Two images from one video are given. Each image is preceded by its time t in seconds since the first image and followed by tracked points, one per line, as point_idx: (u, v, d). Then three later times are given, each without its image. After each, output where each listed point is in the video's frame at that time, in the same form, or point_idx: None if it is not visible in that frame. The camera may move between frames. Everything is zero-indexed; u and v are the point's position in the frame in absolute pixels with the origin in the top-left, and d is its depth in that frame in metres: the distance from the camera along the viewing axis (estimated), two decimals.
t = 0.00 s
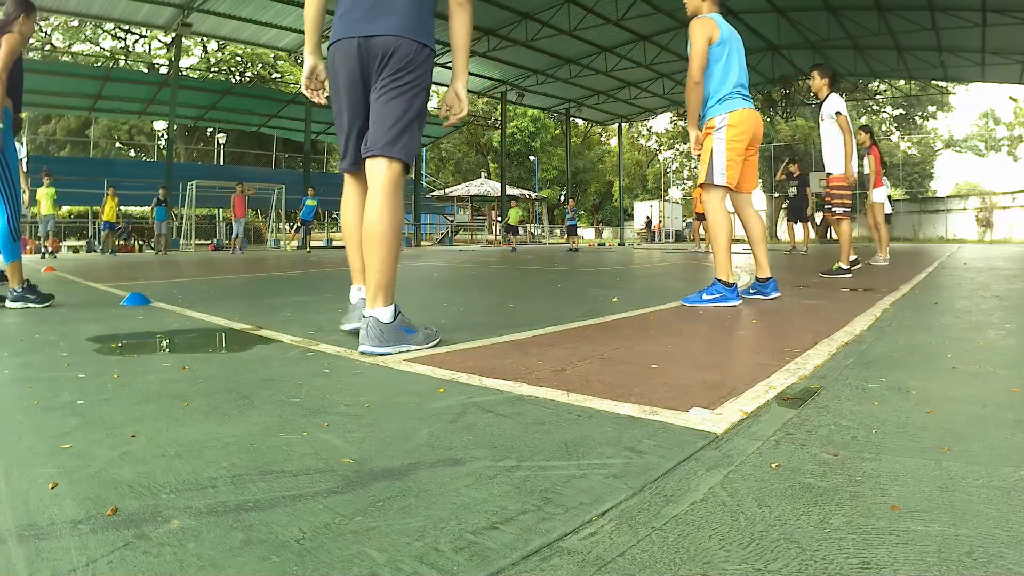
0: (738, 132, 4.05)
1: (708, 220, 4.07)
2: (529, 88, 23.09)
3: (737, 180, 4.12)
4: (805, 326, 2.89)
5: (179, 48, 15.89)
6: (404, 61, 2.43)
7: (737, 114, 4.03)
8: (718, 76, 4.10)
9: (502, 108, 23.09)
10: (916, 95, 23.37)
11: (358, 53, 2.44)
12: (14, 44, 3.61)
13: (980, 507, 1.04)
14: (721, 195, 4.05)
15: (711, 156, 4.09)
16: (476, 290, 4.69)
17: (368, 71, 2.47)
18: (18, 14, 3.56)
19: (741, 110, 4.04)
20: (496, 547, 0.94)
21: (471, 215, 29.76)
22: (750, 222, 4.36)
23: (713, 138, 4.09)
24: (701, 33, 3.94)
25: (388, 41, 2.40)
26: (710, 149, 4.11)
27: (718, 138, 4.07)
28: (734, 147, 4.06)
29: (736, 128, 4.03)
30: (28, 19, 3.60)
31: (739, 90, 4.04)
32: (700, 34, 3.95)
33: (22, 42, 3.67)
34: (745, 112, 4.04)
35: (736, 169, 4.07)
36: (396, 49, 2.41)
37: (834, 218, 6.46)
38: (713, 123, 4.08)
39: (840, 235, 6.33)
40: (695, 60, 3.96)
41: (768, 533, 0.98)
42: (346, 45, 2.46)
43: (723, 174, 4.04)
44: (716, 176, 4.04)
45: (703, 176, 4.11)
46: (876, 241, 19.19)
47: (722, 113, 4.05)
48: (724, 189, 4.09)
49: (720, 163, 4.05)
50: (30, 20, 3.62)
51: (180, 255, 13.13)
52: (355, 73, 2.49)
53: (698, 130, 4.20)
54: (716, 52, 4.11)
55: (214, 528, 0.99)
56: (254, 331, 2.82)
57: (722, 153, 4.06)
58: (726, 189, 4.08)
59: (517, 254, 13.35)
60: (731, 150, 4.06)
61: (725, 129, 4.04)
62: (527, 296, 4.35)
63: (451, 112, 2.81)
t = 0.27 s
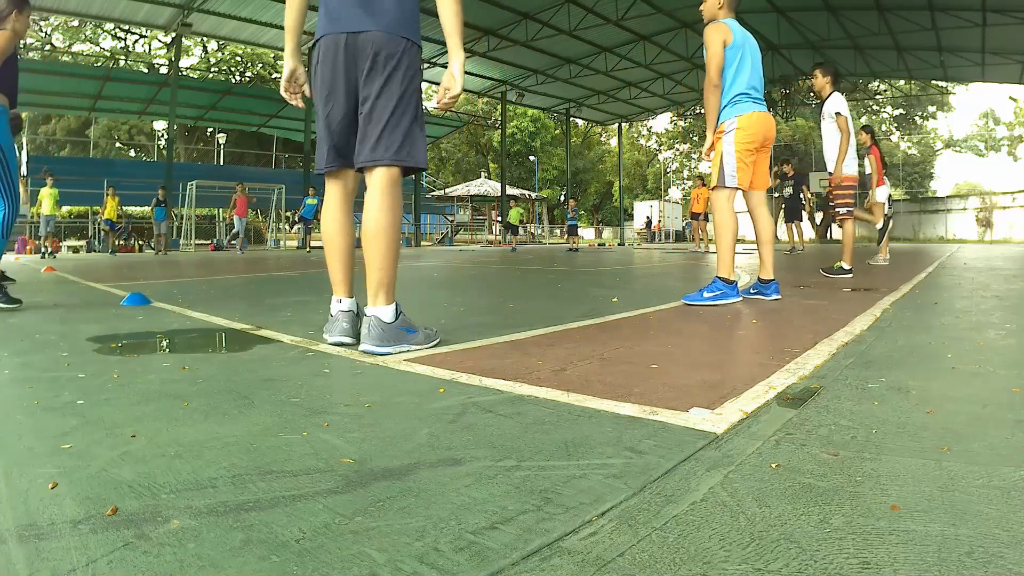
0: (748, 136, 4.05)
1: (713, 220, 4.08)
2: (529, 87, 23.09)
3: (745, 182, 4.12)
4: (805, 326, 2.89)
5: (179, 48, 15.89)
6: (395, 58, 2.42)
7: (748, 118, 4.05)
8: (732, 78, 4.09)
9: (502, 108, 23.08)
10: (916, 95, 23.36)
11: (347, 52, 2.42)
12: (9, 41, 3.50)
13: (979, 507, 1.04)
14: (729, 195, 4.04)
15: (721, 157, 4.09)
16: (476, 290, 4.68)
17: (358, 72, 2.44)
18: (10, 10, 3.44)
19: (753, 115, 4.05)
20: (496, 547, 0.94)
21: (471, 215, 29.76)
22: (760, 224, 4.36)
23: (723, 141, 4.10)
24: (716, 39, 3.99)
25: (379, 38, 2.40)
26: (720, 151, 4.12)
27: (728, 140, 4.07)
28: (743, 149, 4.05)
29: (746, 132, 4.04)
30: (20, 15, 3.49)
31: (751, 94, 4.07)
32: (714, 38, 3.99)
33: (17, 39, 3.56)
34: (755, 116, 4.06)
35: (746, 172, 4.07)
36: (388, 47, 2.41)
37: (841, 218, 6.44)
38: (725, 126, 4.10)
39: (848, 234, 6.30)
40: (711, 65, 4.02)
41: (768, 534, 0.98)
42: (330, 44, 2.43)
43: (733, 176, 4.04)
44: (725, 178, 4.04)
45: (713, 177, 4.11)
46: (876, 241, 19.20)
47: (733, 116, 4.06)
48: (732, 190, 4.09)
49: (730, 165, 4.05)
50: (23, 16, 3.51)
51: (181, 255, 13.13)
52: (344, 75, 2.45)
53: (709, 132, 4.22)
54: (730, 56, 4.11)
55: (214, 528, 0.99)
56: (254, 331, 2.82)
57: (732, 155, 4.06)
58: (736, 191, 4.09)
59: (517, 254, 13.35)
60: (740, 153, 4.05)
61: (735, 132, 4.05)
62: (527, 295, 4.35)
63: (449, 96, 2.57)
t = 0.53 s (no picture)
0: (748, 132, 4.04)
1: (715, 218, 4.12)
2: (529, 88, 23.09)
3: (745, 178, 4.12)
4: (805, 326, 2.89)
5: (179, 48, 15.88)
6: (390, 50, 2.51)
7: (747, 114, 4.03)
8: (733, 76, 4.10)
9: (502, 108, 23.09)
10: (916, 95, 23.32)
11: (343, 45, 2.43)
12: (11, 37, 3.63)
13: (979, 507, 1.04)
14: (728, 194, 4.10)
15: (720, 154, 4.09)
16: (477, 290, 4.69)
17: (357, 67, 2.49)
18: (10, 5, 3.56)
19: (753, 111, 4.05)
20: (496, 547, 0.94)
21: (471, 215, 29.76)
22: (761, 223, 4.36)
23: (723, 136, 4.10)
24: (718, 36, 3.99)
25: (373, 28, 2.45)
26: (719, 147, 4.12)
27: (727, 137, 4.07)
28: (743, 147, 4.04)
29: (746, 128, 4.02)
30: (22, 12, 3.62)
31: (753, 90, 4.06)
32: (716, 35, 3.99)
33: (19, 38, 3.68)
34: (755, 113, 4.05)
35: (746, 168, 4.06)
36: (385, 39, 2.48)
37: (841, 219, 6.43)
38: (724, 122, 4.09)
39: (847, 235, 6.29)
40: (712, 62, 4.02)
41: (768, 533, 0.98)
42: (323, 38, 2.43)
43: (731, 172, 4.04)
44: (723, 175, 4.05)
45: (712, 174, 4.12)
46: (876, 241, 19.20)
47: (733, 112, 4.05)
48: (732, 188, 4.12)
49: (729, 161, 4.04)
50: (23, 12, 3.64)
51: (181, 255, 13.14)
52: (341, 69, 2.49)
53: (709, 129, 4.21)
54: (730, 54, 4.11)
55: (214, 528, 0.99)
56: (254, 331, 2.82)
57: (731, 152, 4.05)
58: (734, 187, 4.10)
59: (517, 254, 13.35)
60: (740, 149, 4.04)
61: (735, 128, 4.04)
62: (527, 296, 4.35)
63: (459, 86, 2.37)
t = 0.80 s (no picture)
0: (744, 131, 4.05)
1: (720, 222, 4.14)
2: (529, 88, 23.10)
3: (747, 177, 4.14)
4: (805, 325, 2.89)
5: (179, 48, 15.89)
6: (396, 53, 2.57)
7: (739, 112, 4.04)
8: (716, 73, 4.11)
9: (502, 108, 23.09)
10: (916, 95, 23.30)
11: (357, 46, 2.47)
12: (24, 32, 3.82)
13: (980, 507, 1.04)
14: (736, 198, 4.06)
15: (719, 158, 4.11)
16: (477, 290, 4.69)
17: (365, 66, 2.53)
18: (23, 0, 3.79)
19: (745, 108, 4.05)
20: (496, 547, 0.94)
21: (471, 215, 29.76)
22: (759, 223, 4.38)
23: (719, 139, 4.10)
24: (692, 31, 4.03)
25: (383, 31, 2.51)
26: (717, 150, 4.14)
27: (722, 139, 4.08)
28: (740, 147, 4.06)
29: (740, 127, 4.04)
30: (29, 6, 3.86)
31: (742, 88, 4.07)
32: (690, 30, 4.03)
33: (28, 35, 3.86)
34: (746, 109, 4.05)
35: (746, 169, 4.09)
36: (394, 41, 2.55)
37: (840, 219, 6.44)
38: (717, 125, 4.10)
39: (846, 234, 6.29)
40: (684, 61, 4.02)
41: (768, 533, 0.98)
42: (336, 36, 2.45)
43: (733, 175, 4.05)
44: (729, 179, 4.05)
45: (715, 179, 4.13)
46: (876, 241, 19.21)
47: (725, 112, 4.05)
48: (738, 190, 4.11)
49: (729, 165, 4.06)
50: (32, 6, 3.88)
51: (181, 255, 13.15)
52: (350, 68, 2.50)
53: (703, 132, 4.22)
54: (707, 52, 4.13)
55: (214, 528, 0.99)
56: (254, 331, 2.82)
57: (729, 154, 4.08)
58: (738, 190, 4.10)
59: (517, 254, 13.35)
60: (737, 149, 4.06)
61: (729, 129, 4.06)
62: (527, 295, 4.35)
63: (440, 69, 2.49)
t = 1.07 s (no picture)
0: (732, 130, 4.06)
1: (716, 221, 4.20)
2: (529, 88, 23.09)
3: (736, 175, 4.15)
4: (805, 326, 2.89)
5: (179, 48, 15.88)
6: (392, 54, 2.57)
7: (727, 110, 4.04)
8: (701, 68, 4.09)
9: (502, 108, 23.09)
10: (916, 95, 23.27)
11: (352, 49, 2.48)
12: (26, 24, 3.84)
13: (979, 506, 1.04)
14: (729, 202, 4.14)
15: (709, 158, 4.10)
16: (477, 290, 4.69)
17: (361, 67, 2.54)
18: None
19: (732, 105, 4.04)
20: (496, 547, 0.94)
21: (471, 215, 29.75)
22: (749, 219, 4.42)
23: (709, 140, 4.12)
24: (684, 16, 4.02)
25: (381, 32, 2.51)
26: (706, 149, 4.15)
27: (711, 139, 4.10)
28: (729, 146, 4.08)
29: (728, 125, 4.04)
30: None
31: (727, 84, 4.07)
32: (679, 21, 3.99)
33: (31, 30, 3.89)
34: (734, 106, 4.05)
35: (735, 167, 4.11)
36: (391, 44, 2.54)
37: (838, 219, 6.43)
38: (705, 124, 4.10)
39: (846, 234, 6.27)
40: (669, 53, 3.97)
41: (768, 534, 0.98)
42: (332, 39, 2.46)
43: (724, 175, 4.07)
44: (719, 179, 4.07)
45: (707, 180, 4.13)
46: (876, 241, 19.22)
47: (713, 112, 4.06)
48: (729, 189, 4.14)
49: (720, 166, 4.06)
50: None
51: (181, 255, 13.14)
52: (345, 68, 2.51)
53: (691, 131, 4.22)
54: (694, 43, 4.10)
55: (213, 528, 0.99)
56: (254, 331, 2.81)
57: (718, 153, 4.08)
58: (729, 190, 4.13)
59: (517, 254, 13.35)
60: (726, 148, 4.08)
61: (718, 129, 4.07)
62: (527, 296, 4.35)
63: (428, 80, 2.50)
